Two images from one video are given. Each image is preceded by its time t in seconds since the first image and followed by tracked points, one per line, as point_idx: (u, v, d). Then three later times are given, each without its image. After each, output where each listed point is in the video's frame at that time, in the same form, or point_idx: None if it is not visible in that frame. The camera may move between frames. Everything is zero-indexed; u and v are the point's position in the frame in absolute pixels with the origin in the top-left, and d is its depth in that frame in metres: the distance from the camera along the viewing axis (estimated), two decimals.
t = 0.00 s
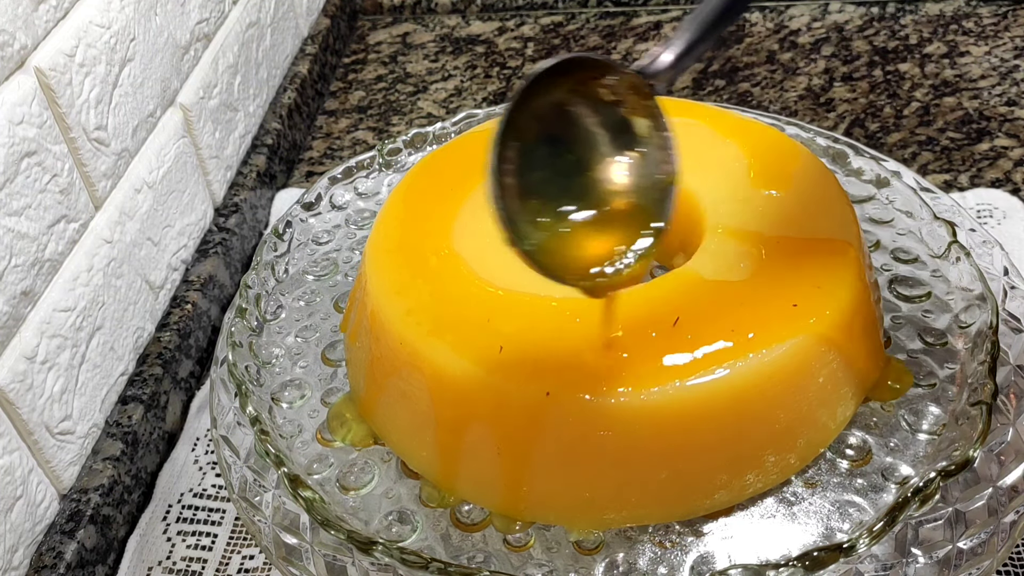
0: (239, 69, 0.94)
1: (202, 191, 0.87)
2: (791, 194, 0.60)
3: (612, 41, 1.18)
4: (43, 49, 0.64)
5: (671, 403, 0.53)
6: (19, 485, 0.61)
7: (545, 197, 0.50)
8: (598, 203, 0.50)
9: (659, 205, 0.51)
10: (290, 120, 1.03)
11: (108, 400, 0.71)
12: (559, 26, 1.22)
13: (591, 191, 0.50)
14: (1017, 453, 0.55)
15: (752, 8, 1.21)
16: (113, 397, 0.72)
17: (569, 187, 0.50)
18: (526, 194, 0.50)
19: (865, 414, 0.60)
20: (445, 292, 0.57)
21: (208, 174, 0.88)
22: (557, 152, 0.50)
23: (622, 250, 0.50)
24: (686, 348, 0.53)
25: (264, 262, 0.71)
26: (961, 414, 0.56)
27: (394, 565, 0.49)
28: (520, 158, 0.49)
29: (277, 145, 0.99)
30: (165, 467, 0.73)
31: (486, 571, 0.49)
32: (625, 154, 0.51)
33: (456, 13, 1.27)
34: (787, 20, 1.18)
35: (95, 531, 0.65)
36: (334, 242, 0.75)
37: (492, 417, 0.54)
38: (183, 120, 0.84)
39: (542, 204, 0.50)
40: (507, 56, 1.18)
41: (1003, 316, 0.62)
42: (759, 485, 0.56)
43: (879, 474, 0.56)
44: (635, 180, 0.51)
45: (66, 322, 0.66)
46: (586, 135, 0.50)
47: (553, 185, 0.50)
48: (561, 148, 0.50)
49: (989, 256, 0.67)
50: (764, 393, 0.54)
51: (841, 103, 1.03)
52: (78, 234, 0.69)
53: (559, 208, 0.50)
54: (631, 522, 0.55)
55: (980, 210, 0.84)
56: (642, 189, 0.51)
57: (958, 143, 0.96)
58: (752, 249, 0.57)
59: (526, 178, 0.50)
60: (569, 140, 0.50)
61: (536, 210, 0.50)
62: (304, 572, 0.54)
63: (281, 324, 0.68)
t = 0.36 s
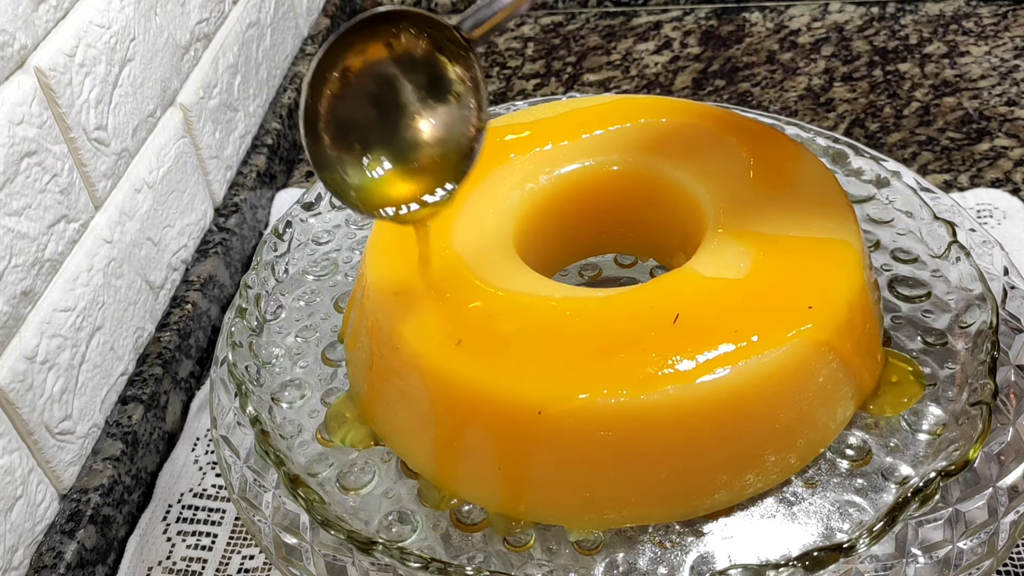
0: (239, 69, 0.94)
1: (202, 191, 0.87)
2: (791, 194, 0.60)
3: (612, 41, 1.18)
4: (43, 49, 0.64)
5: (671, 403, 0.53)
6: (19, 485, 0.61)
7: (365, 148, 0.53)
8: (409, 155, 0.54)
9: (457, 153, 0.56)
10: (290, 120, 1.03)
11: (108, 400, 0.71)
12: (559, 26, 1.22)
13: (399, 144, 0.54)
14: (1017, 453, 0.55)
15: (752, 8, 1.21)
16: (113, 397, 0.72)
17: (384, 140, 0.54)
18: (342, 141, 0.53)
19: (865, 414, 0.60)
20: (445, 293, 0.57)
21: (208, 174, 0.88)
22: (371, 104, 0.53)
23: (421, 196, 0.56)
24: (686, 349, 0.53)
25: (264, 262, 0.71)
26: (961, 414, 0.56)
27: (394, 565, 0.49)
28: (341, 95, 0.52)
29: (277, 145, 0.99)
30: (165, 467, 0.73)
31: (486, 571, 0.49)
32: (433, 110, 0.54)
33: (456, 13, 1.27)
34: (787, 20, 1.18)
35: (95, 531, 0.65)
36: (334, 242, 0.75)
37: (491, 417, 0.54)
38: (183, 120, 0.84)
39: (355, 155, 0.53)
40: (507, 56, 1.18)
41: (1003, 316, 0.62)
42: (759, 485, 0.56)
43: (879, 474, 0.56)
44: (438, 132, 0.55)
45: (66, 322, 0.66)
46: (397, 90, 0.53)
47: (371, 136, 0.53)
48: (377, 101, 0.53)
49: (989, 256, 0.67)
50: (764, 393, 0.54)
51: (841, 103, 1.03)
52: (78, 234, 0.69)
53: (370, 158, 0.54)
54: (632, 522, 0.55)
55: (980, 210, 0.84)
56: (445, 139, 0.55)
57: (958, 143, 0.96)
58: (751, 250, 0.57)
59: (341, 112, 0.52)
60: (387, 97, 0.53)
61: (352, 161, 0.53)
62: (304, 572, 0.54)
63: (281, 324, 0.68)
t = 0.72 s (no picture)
0: (239, 69, 0.94)
1: (202, 190, 0.87)
2: (791, 194, 0.60)
3: (612, 41, 1.18)
4: (43, 49, 0.64)
5: (672, 403, 0.53)
6: (19, 485, 0.61)
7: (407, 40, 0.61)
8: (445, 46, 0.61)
9: (487, 46, 0.63)
10: (290, 120, 1.03)
11: (108, 400, 0.71)
12: (559, 26, 1.22)
13: (436, 34, 0.61)
14: (1017, 454, 0.55)
15: (753, 8, 1.21)
16: (113, 397, 0.72)
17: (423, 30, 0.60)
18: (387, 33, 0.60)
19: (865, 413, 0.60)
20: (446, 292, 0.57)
21: (208, 174, 0.88)
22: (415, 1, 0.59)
23: (455, 76, 0.63)
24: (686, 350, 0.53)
25: (264, 262, 0.71)
26: (961, 414, 0.56)
27: (394, 565, 0.49)
28: None
29: (277, 145, 0.99)
30: (165, 467, 0.73)
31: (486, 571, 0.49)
32: (469, 3, 0.61)
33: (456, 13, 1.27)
34: (787, 20, 1.18)
35: (95, 531, 0.65)
36: (334, 242, 0.75)
37: (492, 416, 0.54)
38: (183, 120, 0.84)
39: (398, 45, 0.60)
40: (507, 56, 1.18)
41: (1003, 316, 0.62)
42: (759, 485, 0.56)
43: (879, 474, 0.56)
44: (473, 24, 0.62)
45: (66, 322, 0.66)
46: None
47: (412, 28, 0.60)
48: None
49: (989, 256, 0.67)
50: (765, 393, 0.54)
51: (841, 103, 1.03)
52: (78, 234, 0.69)
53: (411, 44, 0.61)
54: (632, 522, 0.55)
55: (980, 210, 0.84)
56: (477, 31, 0.62)
57: (958, 143, 0.96)
58: (751, 250, 0.57)
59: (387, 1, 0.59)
60: None
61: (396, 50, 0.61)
62: (304, 572, 0.53)
63: (281, 324, 0.68)
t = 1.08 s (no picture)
0: (239, 69, 0.94)
1: (202, 190, 0.87)
2: (791, 194, 0.60)
3: (612, 41, 1.18)
4: (43, 49, 0.64)
5: (672, 403, 0.53)
6: (19, 484, 0.61)
7: None
8: None
9: None
10: (290, 120, 1.03)
11: (108, 400, 0.71)
12: (559, 26, 1.22)
13: None
14: (1017, 454, 0.55)
15: (752, 8, 1.21)
16: (113, 397, 0.72)
17: None
18: None
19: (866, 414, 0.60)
20: (446, 292, 0.57)
21: (208, 174, 0.88)
22: None
23: None
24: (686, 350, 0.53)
25: (264, 262, 0.71)
26: (961, 414, 0.56)
27: (394, 564, 0.49)
28: None
29: (277, 145, 0.99)
30: (165, 467, 0.73)
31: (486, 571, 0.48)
32: None
33: (456, 13, 1.27)
34: (787, 20, 1.18)
35: (95, 531, 0.65)
36: (334, 241, 0.75)
37: (493, 416, 0.54)
38: (183, 120, 0.84)
39: None
40: (507, 56, 1.18)
41: (1003, 316, 0.62)
42: (759, 485, 0.56)
43: (879, 474, 0.56)
44: None
45: (66, 322, 0.66)
46: None
47: None
48: None
49: (989, 256, 0.67)
50: (765, 393, 0.54)
51: (841, 103, 1.03)
52: (77, 234, 0.69)
53: None
54: (633, 523, 0.55)
55: (980, 210, 0.84)
56: None
57: (958, 143, 0.96)
58: (751, 250, 0.57)
59: None
60: None
61: None
62: (304, 572, 0.54)
63: (282, 323, 0.68)
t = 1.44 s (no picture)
0: (239, 69, 0.94)
1: (202, 190, 0.87)
2: (790, 194, 0.60)
3: (612, 41, 1.18)
4: (43, 49, 0.64)
5: (672, 403, 0.53)
6: (19, 484, 0.61)
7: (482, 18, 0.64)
8: None
9: None
10: (290, 120, 1.03)
11: (108, 400, 0.71)
12: (559, 26, 1.22)
13: None
14: (1017, 454, 0.55)
15: (752, 8, 1.21)
16: (113, 397, 0.72)
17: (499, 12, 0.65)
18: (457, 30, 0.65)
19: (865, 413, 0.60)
20: (446, 292, 0.57)
21: (208, 174, 0.88)
22: None
23: None
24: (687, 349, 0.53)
25: (264, 262, 0.71)
26: (961, 414, 0.56)
27: (394, 564, 0.49)
28: None
29: (277, 145, 0.99)
30: (165, 467, 0.73)
31: (486, 571, 0.48)
32: None
33: (456, 13, 1.27)
34: (787, 20, 1.18)
35: (95, 531, 0.65)
36: (334, 241, 0.75)
37: (492, 416, 0.54)
38: (183, 120, 0.84)
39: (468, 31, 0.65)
40: (507, 56, 1.18)
41: (1003, 316, 0.62)
42: (759, 485, 0.56)
43: (879, 475, 0.56)
44: None
45: (66, 322, 0.66)
46: None
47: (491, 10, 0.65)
48: None
49: (989, 256, 0.67)
50: (765, 393, 0.54)
51: (841, 103, 1.03)
52: (78, 234, 0.69)
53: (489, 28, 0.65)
54: (633, 523, 0.55)
55: (980, 210, 0.84)
56: None
57: (958, 143, 0.96)
58: (751, 250, 0.57)
59: None
60: None
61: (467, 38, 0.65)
62: (304, 572, 0.54)
63: (281, 323, 0.67)
